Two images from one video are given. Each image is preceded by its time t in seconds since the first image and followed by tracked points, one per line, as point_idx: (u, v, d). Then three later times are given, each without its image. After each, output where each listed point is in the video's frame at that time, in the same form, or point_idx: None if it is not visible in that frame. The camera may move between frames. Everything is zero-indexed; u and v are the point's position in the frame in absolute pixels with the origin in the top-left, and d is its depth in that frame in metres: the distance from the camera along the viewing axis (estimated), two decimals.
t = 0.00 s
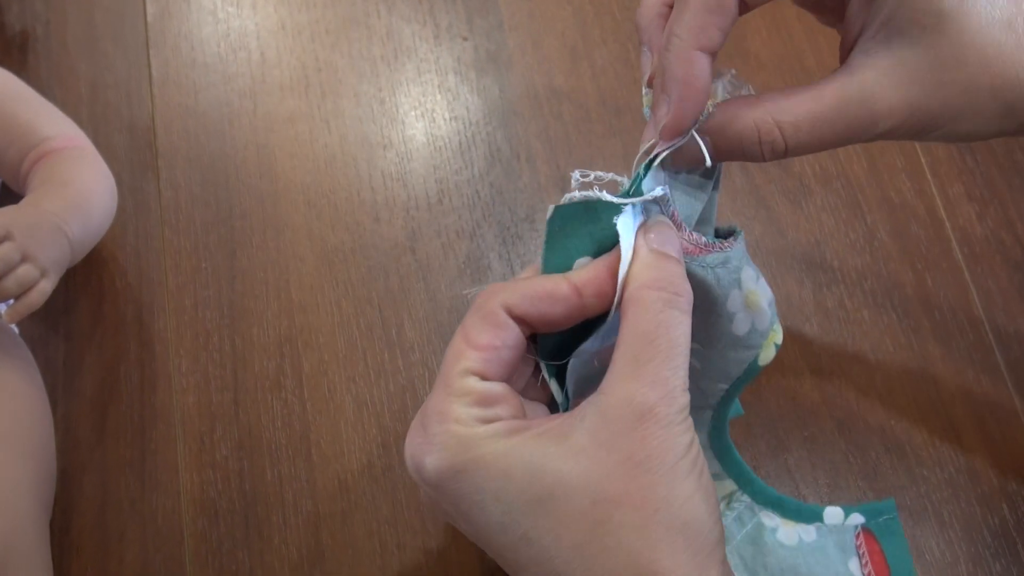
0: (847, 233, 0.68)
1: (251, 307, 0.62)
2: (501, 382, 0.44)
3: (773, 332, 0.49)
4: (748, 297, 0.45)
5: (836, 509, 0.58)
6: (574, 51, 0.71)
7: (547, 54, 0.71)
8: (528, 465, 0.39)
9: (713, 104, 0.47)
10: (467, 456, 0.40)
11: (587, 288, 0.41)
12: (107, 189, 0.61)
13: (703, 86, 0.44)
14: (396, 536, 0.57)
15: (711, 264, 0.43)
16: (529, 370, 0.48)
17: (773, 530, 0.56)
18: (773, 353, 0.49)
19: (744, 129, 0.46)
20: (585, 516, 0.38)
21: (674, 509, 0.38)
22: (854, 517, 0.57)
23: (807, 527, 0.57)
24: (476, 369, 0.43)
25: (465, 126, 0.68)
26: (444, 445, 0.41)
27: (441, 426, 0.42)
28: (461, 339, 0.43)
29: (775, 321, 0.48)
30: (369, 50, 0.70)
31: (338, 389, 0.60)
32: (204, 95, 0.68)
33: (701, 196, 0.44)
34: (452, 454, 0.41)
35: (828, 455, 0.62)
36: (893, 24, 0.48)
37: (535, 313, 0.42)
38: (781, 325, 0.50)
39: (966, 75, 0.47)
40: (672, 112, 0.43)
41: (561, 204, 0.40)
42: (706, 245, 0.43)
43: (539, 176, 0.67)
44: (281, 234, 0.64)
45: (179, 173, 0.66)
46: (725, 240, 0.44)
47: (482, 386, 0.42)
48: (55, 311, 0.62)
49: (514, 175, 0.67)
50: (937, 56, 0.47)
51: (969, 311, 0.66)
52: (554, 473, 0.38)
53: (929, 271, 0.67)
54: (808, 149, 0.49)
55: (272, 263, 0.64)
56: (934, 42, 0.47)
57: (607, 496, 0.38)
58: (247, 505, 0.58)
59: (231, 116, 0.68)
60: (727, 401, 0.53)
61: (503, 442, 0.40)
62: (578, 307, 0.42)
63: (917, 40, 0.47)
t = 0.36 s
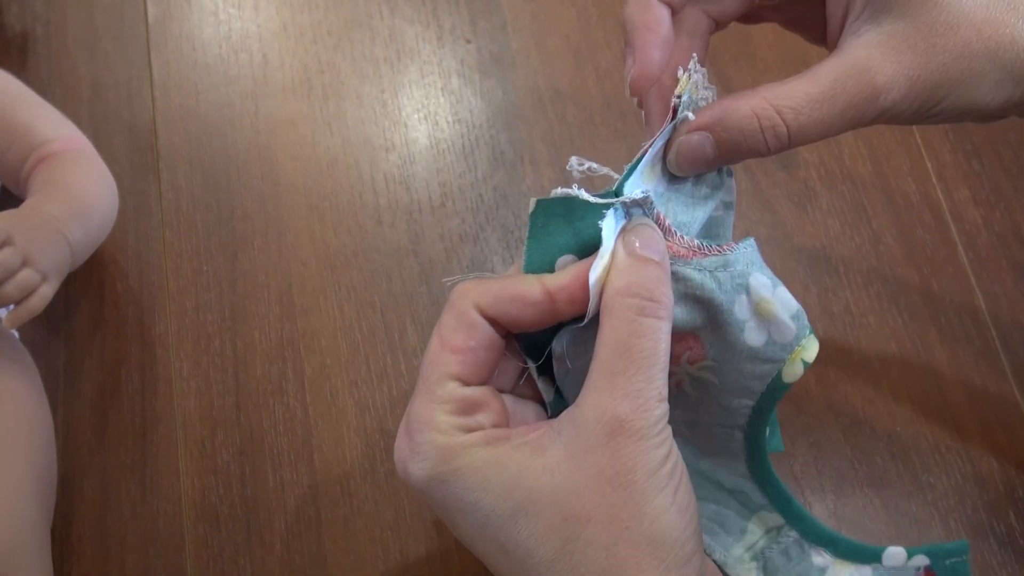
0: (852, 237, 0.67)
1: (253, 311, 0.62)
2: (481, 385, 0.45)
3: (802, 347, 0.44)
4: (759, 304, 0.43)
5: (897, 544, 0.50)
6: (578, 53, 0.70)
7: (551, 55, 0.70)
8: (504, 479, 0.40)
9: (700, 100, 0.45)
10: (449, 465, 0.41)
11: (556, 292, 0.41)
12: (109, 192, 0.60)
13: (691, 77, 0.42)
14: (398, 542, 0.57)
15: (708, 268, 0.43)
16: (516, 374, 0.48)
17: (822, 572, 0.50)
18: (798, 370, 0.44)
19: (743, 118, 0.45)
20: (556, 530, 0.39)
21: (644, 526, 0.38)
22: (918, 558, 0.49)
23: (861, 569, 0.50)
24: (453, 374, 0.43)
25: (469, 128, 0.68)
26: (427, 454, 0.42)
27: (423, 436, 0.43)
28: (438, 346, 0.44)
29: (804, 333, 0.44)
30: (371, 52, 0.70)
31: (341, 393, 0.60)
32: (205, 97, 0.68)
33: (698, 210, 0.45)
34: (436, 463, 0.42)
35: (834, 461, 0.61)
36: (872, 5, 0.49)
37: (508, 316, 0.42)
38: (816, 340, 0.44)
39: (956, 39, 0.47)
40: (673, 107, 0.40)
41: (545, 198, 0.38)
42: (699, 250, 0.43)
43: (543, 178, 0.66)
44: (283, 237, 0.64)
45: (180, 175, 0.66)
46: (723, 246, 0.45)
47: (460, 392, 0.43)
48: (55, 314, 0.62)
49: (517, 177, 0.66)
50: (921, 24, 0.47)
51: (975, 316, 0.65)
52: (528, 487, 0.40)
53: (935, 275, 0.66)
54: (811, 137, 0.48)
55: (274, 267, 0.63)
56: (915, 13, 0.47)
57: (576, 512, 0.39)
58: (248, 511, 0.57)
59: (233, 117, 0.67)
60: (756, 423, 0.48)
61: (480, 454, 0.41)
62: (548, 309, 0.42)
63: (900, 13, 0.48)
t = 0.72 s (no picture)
0: (851, 239, 0.67)
1: (251, 312, 0.62)
2: (472, 386, 0.46)
3: (795, 330, 0.44)
4: (753, 291, 0.43)
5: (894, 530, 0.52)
6: (577, 54, 0.70)
7: (550, 56, 0.70)
8: (486, 476, 0.40)
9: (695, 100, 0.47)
10: (435, 465, 0.42)
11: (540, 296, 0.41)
12: (107, 192, 0.60)
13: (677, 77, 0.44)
14: (395, 544, 0.57)
15: (704, 260, 0.42)
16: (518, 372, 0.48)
17: (824, 556, 0.51)
18: (793, 352, 0.44)
19: (731, 116, 0.46)
20: (533, 526, 0.39)
21: (618, 524, 0.38)
22: (914, 544, 0.51)
23: (862, 554, 0.51)
24: (442, 377, 0.45)
25: (467, 129, 0.68)
26: (415, 455, 0.43)
27: (412, 436, 0.44)
28: (428, 349, 0.45)
29: (795, 315, 0.44)
30: (370, 52, 0.70)
31: (338, 394, 0.60)
32: (204, 97, 0.68)
33: (687, 203, 0.45)
34: (423, 463, 0.43)
35: (831, 464, 0.61)
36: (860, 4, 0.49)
37: (494, 322, 0.43)
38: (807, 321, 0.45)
39: (942, 38, 0.47)
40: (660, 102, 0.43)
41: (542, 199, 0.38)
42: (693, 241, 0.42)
43: (541, 180, 0.66)
44: (281, 237, 0.64)
45: (178, 175, 0.65)
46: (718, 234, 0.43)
47: (451, 393, 0.44)
48: (52, 314, 0.62)
49: (515, 178, 0.66)
50: (907, 24, 0.47)
51: (973, 319, 0.65)
52: (508, 482, 0.40)
53: (933, 278, 0.66)
54: (798, 134, 0.48)
55: (272, 268, 0.63)
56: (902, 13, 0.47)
57: (552, 508, 0.38)
58: (245, 512, 0.57)
59: (231, 118, 0.67)
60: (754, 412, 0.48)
61: (464, 454, 0.42)
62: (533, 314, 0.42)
63: (887, 12, 0.47)
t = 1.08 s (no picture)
0: (852, 238, 0.67)
1: (250, 310, 0.62)
2: (468, 382, 0.43)
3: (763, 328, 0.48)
4: (731, 290, 0.45)
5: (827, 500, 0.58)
6: (578, 52, 0.70)
7: (551, 54, 0.70)
8: (504, 473, 0.39)
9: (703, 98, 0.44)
10: (442, 467, 0.40)
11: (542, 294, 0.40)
12: (106, 190, 0.60)
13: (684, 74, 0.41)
14: (395, 543, 0.56)
15: (687, 259, 0.43)
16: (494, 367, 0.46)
17: (769, 532, 0.55)
18: (760, 348, 0.48)
19: (739, 117, 0.46)
20: (564, 521, 0.38)
21: (653, 511, 0.38)
22: (843, 506, 0.56)
23: (801, 525, 0.56)
24: (443, 375, 0.42)
25: (467, 127, 0.68)
26: (417, 456, 0.41)
27: (411, 437, 0.41)
28: (423, 345, 0.42)
29: (762, 314, 0.47)
30: (370, 50, 0.70)
31: (338, 393, 0.60)
32: (203, 95, 0.68)
33: (673, 200, 0.45)
34: (428, 465, 0.41)
35: (832, 463, 0.61)
36: (878, 10, 0.48)
37: (493, 318, 0.42)
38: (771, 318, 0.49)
39: (954, 52, 0.47)
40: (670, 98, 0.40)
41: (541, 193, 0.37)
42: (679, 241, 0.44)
43: (542, 178, 0.66)
44: (281, 236, 0.64)
45: (177, 173, 0.65)
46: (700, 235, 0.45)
47: (450, 390, 0.42)
48: (51, 312, 0.62)
49: (516, 177, 0.66)
50: (923, 35, 0.47)
51: (974, 319, 0.65)
52: (529, 479, 0.39)
53: (934, 277, 0.66)
54: (805, 137, 0.48)
55: (272, 266, 0.63)
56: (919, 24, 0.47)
57: (582, 503, 0.38)
58: (244, 510, 0.57)
59: (230, 116, 0.67)
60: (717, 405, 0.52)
61: (474, 452, 0.40)
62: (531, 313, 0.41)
63: (903, 22, 0.47)
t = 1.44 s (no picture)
0: (854, 243, 0.67)
1: (250, 314, 0.62)
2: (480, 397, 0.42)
3: (751, 351, 0.50)
4: (725, 312, 0.46)
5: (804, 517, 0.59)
6: (579, 55, 0.70)
7: (552, 57, 0.70)
8: (526, 495, 0.38)
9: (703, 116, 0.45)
10: (462, 487, 0.39)
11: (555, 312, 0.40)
12: (106, 193, 0.60)
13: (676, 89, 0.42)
14: (395, 548, 0.56)
15: (682, 279, 0.45)
16: (492, 378, 0.45)
17: (752, 554, 0.57)
18: (751, 372, 0.51)
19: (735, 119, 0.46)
20: (586, 544, 0.38)
21: (671, 533, 0.39)
22: (822, 523, 0.58)
23: (782, 544, 0.58)
24: (456, 388, 0.40)
25: (468, 131, 0.68)
26: (433, 475, 0.39)
27: (426, 454, 0.40)
28: (434, 356, 0.40)
29: (751, 338, 0.49)
30: (371, 52, 0.70)
31: (338, 397, 0.60)
32: (204, 98, 0.67)
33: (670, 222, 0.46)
34: (445, 484, 0.39)
35: (833, 469, 0.61)
36: (874, 13, 0.48)
37: (505, 333, 0.41)
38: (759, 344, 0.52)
39: (952, 55, 0.47)
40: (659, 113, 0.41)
41: (550, 212, 0.37)
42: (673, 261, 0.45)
43: (543, 182, 0.66)
44: (282, 239, 0.64)
45: (177, 176, 0.65)
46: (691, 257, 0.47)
47: (467, 406, 0.40)
48: (51, 315, 0.61)
49: (517, 181, 0.66)
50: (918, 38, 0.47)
51: (976, 324, 0.65)
52: (551, 502, 0.38)
53: (936, 282, 0.66)
54: (802, 142, 0.48)
55: (272, 270, 0.63)
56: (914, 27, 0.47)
57: (605, 525, 0.38)
58: (243, 515, 0.57)
59: (231, 119, 0.67)
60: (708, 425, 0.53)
61: (504, 471, 0.39)
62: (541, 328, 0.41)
63: (899, 24, 0.47)
